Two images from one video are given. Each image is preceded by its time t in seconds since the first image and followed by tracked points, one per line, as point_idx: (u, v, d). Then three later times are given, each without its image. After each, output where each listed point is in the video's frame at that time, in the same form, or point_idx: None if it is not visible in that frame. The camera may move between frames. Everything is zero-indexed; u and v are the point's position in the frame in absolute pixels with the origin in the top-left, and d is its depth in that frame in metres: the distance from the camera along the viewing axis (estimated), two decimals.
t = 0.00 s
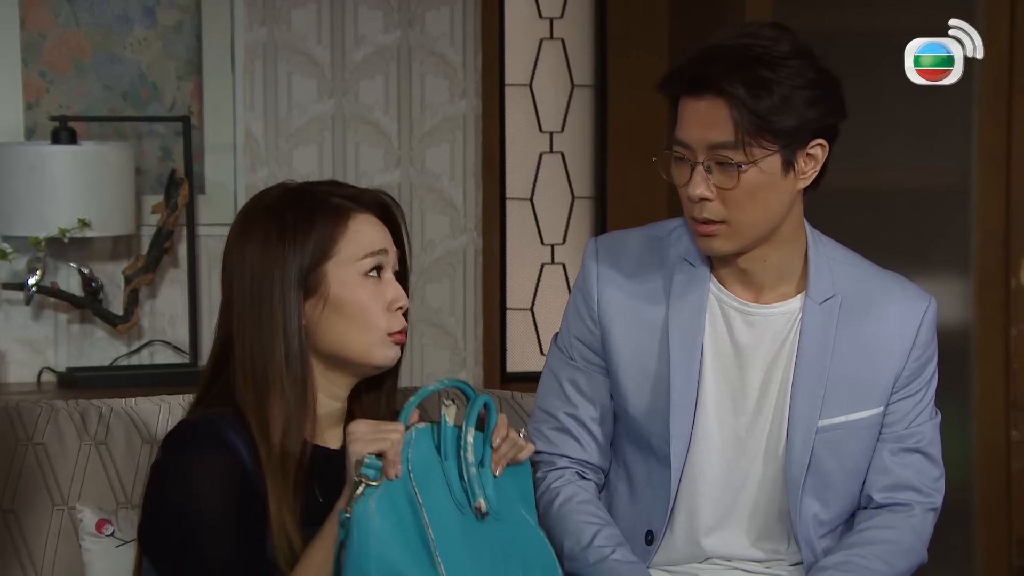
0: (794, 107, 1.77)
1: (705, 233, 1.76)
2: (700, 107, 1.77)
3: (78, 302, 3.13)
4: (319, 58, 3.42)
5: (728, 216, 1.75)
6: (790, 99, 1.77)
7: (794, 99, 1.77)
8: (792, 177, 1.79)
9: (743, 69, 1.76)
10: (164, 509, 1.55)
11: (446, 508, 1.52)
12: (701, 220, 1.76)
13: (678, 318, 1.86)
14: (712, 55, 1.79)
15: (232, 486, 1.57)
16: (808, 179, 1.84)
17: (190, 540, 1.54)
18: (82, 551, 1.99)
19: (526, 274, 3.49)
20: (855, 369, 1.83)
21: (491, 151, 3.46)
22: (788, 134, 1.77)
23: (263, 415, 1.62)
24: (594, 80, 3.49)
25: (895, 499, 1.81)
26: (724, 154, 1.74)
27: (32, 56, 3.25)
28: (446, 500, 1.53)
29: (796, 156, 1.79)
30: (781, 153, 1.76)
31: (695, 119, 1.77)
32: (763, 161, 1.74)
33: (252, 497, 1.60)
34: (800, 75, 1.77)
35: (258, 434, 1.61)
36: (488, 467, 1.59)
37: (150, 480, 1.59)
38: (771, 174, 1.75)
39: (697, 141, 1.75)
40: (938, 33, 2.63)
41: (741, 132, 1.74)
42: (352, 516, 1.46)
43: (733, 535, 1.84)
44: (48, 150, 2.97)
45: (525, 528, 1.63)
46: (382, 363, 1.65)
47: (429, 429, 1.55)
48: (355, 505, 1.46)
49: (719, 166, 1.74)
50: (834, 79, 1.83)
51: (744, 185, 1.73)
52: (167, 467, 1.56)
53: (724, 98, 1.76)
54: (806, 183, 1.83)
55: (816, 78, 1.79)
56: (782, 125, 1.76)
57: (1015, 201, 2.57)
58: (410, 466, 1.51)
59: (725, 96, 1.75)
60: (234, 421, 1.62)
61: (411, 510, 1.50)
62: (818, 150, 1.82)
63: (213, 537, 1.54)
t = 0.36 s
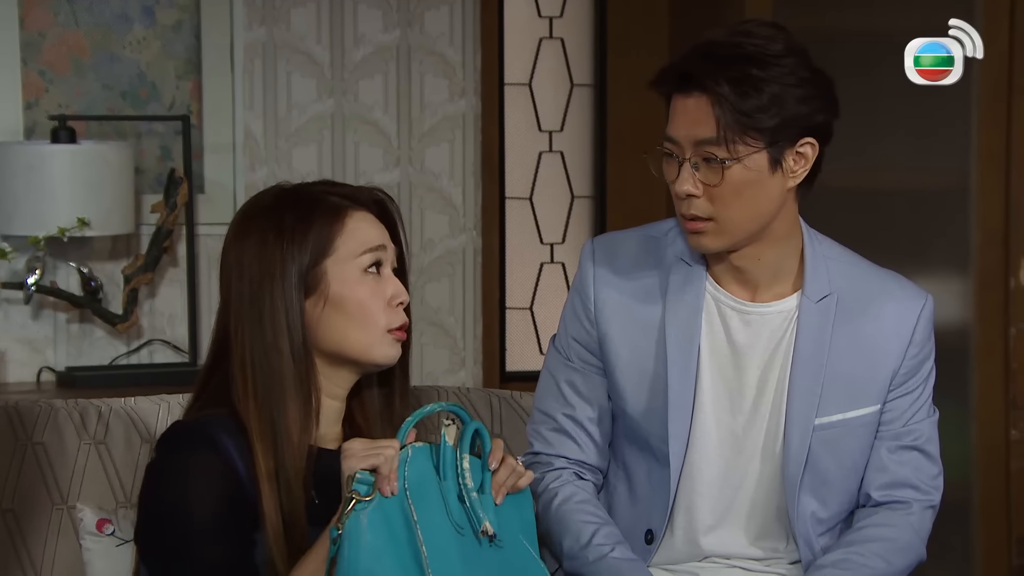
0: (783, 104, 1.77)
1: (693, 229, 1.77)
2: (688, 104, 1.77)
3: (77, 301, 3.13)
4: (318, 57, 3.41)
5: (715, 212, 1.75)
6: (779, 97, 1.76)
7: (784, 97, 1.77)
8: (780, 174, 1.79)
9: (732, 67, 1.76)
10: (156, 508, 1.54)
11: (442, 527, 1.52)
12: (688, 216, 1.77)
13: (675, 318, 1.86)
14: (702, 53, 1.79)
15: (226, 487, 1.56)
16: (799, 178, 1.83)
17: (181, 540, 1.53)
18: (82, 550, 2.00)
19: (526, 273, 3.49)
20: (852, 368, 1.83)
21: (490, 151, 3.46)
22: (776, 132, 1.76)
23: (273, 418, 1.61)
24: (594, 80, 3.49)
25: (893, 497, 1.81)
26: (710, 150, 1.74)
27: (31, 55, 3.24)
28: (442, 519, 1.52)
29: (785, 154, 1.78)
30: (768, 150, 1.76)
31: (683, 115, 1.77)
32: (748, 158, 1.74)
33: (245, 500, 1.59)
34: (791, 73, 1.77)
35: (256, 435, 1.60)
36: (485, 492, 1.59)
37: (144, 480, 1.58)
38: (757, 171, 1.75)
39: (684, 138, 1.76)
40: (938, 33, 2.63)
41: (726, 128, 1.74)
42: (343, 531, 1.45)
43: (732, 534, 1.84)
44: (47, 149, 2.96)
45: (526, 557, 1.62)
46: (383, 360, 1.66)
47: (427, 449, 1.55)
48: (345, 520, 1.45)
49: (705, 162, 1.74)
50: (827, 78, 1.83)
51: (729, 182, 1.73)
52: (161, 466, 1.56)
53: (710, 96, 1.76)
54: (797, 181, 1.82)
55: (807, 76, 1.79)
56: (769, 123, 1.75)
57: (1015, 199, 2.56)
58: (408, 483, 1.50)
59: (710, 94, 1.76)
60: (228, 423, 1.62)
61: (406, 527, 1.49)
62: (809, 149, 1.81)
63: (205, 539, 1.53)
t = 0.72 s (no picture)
0: (782, 102, 1.77)
1: (693, 229, 1.77)
2: (687, 103, 1.78)
3: (77, 300, 3.13)
4: (319, 57, 3.41)
5: (716, 211, 1.75)
6: (777, 95, 1.77)
7: (782, 95, 1.77)
8: (779, 172, 1.79)
9: (730, 66, 1.76)
10: (140, 512, 1.53)
11: (410, 529, 1.44)
12: (689, 217, 1.77)
13: (673, 316, 1.86)
14: (700, 53, 1.80)
15: (209, 493, 1.55)
16: (797, 176, 1.83)
17: (161, 543, 1.52)
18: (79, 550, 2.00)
19: (525, 273, 3.50)
20: (852, 366, 1.83)
21: (490, 151, 3.46)
22: (775, 131, 1.77)
23: (259, 422, 1.60)
24: (594, 79, 3.50)
25: (893, 495, 1.81)
26: (709, 150, 1.74)
27: (31, 55, 3.25)
28: (410, 521, 1.44)
29: (783, 152, 1.79)
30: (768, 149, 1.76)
31: (682, 116, 1.78)
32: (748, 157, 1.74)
33: (229, 508, 1.57)
34: (789, 71, 1.77)
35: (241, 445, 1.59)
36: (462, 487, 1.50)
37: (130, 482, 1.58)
38: (757, 169, 1.75)
39: (683, 138, 1.76)
40: (938, 32, 2.63)
41: (726, 128, 1.74)
42: (302, 544, 1.40)
43: (732, 532, 1.84)
44: (48, 148, 2.97)
45: (521, 562, 1.52)
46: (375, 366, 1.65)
47: (392, 452, 1.48)
48: (303, 532, 1.40)
49: (704, 161, 1.74)
50: (824, 77, 1.83)
51: (730, 180, 1.73)
52: (146, 468, 1.55)
53: (709, 95, 1.76)
54: (796, 179, 1.83)
55: (804, 74, 1.79)
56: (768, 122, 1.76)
57: (1014, 200, 2.55)
58: (371, 486, 1.44)
59: (708, 93, 1.76)
60: (212, 430, 1.60)
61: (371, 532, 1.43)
62: (807, 147, 1.82)
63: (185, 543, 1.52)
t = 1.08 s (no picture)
0: (781, 102, 1.77)
1: (695, 230, 1.77)
2: (686, 104, 1.77)
3: (77, 300, 3.13)
4: (319, 57, 3.41)
5: (717, 212, 1.75)
6: (776, 95, 1.77)
7: (781, 94, 1.77)
8: (780, 171, 1.79)
9: (729, 66, 1.77)
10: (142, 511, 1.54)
11: (392, 530, 1.43)
12: (690, 217, 1.77)
13: (672, 314, 1.86)
14: (698, 54, 1.80)
15: (211, 495, 1.54)
16: (797, 174, 1.83)
17: (161, 544, 1.52)
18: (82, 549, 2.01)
19: (525, 273, 3.50)
20: (852, 365, 1.83)
21: (490, 150, 3.46)
22: (774, 130, 1.77)
23: (268, 426, 1.60)
24: (594, 79, 3.50)
25: (894, 493, 1.81)
26: (710, 150, 1.74)
27: (31, 55, 3.25)
28: (393, 524, 1.44)
29: (783, 150, 1.79)
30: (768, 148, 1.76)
31: (681, 117, 1.77)
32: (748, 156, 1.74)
33: (233, 509, 1.57)
34: (787, 70, 1.77)
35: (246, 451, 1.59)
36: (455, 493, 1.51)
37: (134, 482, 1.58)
38: (757, 169, 1.75)
39: (683, 139, 1.76)
40: (938, 33, 2.63)
41: (727, 128, 1.74)
42: (284, 547, 1.39)
43: (732, 531, 1.83)
44: (48, 148, 2.97)
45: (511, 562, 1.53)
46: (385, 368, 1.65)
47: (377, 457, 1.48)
48: (285, 535, 1.39)
49: (705, 162, 1.74)
50: (821, 76, 1.84)
51: (730, 180, 1.73)
52: (150, 467, 1.56)
53: (709, 96, 1.76)
54: (796, 178, 1.83)
55: (803, 72, 1.80)
56: (767, 121, 1.76)
57: (1015, 200, 2.56)
58: (354, 489, 1.43)
59: (708, 94, 1.76)
60: (220, 433, 1.60)
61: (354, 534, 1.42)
62: (807, 145, 1.82)
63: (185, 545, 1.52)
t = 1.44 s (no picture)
0: (777, 101, 1.77)
1: (695, 232, 1.77)
2: (683, 105, 1.77)
3: (76, 300, 3.13)
4: (317, 56, 3.42)
5: (716, 213, 1.75)
6: (772, 94, 1.77)
7: (778, 94, 1.77)
8: (778, 171, 1.79)
9: (724, 66, 1.77)
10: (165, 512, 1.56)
11: (422, 536, 1.52)
12: (689, 219, 1.77)
13: (670, 314, 1.86)
14: (694, 55, 1.80)
15: (240, 495, 1.57)
16: (795, 173, 1.83)
17: (186, 545, 1.54)
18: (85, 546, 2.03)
19: (524, 273, 3.50)
20: (850, 364, 1.83)
21: (489, 151, 3.46)
22: (771, 130, 1.77)
23: (296, 427, 1.61)
24: (593, 79, 3.50)
25: (892, 492, 1.81)
26: (709, 152, 1.74)
27: (29, 54, 3.23)
28: (424, 529, 1.52)
29: (781, 150, 1.79)
30: (765, 148, 1.76)
31: (678, 118, 1.77)
32: (746, 157, 1.74)
33: (260, 509, 1.59)
34: (782, 70, 1.77)
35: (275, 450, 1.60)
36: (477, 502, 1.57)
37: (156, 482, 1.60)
38: (755, 169, 1.75)
39: (681, 140, 1.76)
40: (938, 33, 2.63)
41: (724, 129, 1.74)
42: (320, 548, 1.44)
43: (732, 531, 1.83)
44: (46, 148, 2.97)
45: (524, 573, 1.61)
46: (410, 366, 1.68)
47: (409, 462, 1.55)
48: (321, 536, 1.45)
49: (704, 163, 1.74)
50: (817, 74, 1.84)
51: (729, 181, 1.73)
52: (174, 469, 1.57)
53: (706, 97, 1.76)
54: (794, 177, 1.83)
55: (798, 71, 1.80)
56: (764, 121, 1.76)
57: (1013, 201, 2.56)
58: (389, 493, 1.51)
59: (705, 95, 1.76)
60: (248, 431, 1.62)
61: (388, 537, 1.50)
62: (804, 144, 1.82)
63: (213, 545, 1.55)
